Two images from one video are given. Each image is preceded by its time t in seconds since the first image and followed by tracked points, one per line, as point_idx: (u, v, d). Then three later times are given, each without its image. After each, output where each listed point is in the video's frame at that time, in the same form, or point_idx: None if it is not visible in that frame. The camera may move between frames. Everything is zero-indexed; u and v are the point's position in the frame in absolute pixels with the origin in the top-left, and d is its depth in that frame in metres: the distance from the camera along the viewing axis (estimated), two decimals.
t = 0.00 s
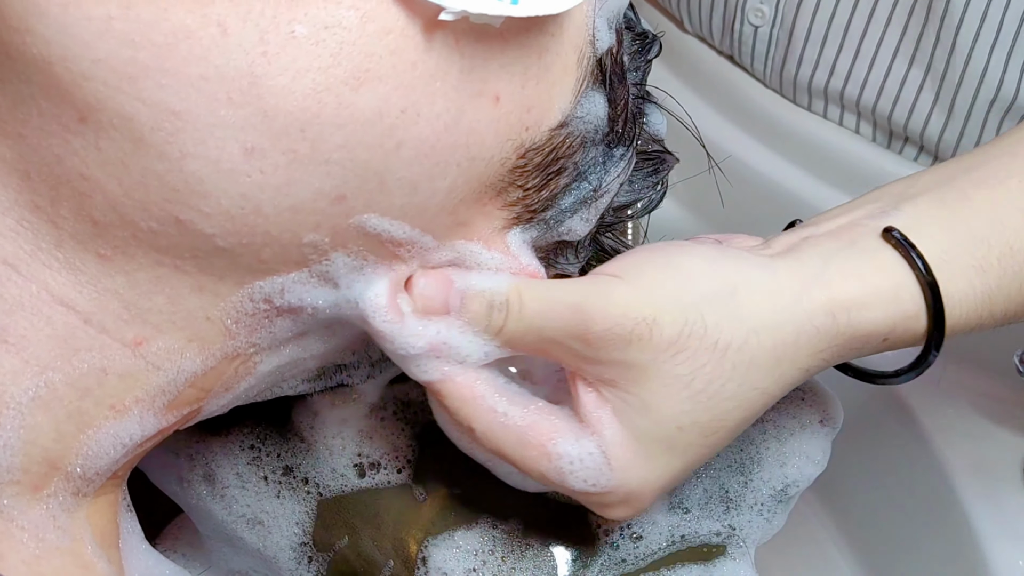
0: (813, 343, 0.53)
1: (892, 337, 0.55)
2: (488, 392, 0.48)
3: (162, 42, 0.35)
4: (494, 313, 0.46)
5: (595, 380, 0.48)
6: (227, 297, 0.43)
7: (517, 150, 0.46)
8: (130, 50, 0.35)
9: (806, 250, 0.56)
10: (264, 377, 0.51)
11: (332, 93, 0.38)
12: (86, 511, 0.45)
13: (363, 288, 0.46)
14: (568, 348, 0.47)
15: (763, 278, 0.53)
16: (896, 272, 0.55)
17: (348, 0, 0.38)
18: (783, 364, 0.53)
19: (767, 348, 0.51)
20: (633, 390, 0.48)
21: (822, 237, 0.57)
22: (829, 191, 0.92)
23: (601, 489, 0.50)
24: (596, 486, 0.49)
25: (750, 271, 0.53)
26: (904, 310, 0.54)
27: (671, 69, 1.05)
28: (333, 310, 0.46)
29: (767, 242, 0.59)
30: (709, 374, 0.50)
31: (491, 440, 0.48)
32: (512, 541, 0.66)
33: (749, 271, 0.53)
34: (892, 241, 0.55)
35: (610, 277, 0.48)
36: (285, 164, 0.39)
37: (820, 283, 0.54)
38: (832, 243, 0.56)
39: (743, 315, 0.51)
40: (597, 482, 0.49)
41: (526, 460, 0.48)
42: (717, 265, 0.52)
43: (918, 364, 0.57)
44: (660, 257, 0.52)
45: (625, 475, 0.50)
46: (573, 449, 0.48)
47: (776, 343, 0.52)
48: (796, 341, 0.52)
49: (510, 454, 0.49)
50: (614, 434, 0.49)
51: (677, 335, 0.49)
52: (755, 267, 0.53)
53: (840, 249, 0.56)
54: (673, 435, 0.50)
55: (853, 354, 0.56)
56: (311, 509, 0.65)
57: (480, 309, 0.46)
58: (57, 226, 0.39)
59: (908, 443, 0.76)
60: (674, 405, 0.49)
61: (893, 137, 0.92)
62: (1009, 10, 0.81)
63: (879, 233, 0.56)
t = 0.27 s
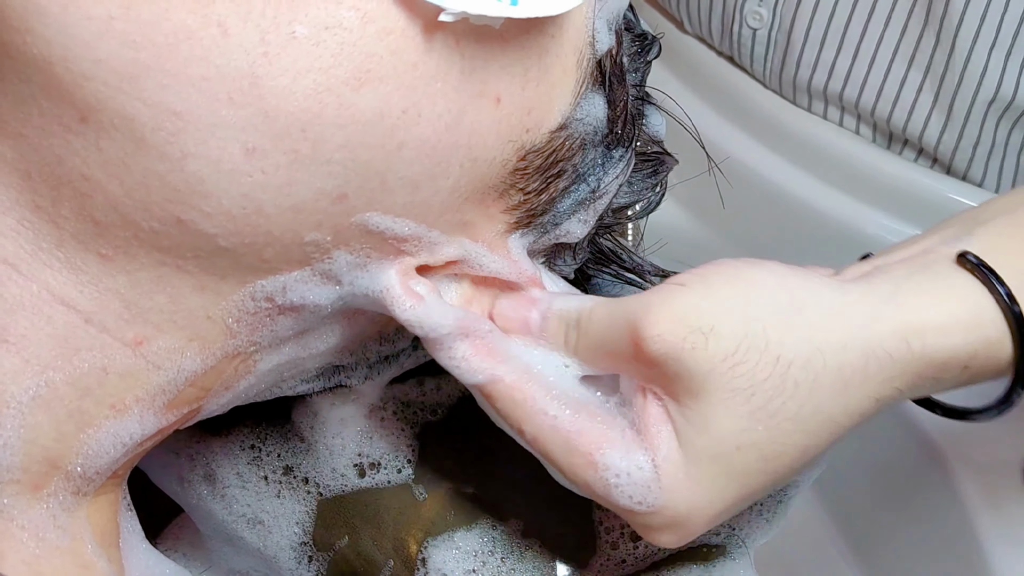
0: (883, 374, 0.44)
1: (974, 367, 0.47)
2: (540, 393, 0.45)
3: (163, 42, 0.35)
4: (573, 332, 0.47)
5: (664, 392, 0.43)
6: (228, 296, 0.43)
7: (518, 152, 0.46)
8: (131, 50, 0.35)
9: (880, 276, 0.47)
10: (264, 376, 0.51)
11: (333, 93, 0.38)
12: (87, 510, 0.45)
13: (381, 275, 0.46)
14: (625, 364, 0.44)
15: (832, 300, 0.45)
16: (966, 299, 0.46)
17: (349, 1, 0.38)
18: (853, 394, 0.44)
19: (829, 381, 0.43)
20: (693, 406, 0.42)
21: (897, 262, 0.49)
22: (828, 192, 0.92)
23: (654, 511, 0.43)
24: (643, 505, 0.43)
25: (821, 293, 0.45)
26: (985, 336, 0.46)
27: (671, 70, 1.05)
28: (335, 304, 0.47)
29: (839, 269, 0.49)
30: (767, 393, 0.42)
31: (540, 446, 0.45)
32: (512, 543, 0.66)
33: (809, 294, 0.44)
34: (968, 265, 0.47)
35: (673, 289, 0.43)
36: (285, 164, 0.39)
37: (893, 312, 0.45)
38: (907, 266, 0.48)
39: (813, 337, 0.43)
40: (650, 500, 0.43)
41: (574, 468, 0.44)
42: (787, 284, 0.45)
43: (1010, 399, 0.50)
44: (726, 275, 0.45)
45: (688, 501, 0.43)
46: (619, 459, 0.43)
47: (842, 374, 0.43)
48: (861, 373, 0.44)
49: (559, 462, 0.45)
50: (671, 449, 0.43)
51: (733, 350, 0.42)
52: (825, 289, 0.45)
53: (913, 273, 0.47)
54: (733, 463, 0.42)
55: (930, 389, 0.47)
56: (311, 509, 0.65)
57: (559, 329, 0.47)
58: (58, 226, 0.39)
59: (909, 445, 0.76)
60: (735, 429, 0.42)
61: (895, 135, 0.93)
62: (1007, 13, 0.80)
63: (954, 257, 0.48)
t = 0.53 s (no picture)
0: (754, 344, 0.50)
1: (858, 334, 0.51)
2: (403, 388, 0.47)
3: (159, 36, 0.36)
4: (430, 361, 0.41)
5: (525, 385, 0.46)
6: (224, 294, 0.43)
7: (513, 145, 0.46)
8: (126, 44, 0.35)
9: (765, 241, 0.52)
10: (262, 375, 0.51)
11: (328, 86, 0.38)
12: (85, 510, 0.45)
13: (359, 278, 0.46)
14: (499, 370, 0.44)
15: (719, 274, 0.49)
16: (862, 262, 0.50)
17: None
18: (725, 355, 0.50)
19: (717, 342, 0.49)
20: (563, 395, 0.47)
21: (785, 229, 0.53)
22: (821, 191, 0.92)
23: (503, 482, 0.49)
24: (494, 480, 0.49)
25: (709, 267, 0.49)
26: (867, 302, 0.50)
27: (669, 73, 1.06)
28: (327, 314, 0.46)
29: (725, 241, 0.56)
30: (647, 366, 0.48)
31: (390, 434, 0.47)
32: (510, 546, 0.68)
33: (709, 268, 0.50)
34: (858, 226, 0.51)
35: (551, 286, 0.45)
36: (280, 157, 0.39)
37: (790, 260, 0.50)
38: (795, 232, 0.52)
39: (682, 311, 0.48)
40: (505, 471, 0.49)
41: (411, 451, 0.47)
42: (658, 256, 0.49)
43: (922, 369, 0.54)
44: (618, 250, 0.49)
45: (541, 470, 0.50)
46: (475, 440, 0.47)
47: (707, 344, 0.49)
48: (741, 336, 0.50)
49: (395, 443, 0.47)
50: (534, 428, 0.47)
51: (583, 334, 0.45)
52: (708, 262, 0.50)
53: (799, 236, 0.52)
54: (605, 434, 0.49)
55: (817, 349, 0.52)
56: (309, 511, 0.66)
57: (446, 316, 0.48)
58: (55, 223, 0.39)
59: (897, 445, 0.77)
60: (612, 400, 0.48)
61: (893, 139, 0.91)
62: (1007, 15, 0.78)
63: (847, 219, 0.52)
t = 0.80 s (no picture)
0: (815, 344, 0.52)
1: (900, 336, 0.55)
2: (493, 390, 0.48)
3: (167, 42, 0.36)
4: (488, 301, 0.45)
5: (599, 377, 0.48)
6: (231, 296, 0.43)
7: (519, 149, 0.46)
8: (134, 50, 0.36)
9: (814, 249, 0.55)
10: (269, 376, 0.51)
11: (335, 93, 0.38)
12: (92, 510, 0.45)
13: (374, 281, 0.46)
14: (574, 347, 0.47)
15: (770, 278, 0.52)
16: (903, 274, 0.54)
17: (350, 1, 0.38)
18: (786, 359, 0.52)
19: (779, 343, 0.51)
20: (636, 386, 0.48)
21: (829, 236, 0.56)
22: (819, 192, 0.93)
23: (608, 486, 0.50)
24: (601, 484, 0.49)
25: (754, 269, 0.52)
26: (910, 309, 0.54)
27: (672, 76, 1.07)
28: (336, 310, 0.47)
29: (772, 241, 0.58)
30: (710, 373, 0.49)
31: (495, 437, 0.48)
32: (513, 549, 0.66)
33: (762, 274, 0.52)
34: (899, 240, 0.54)
35: (614, 278, 0.48)
36: (287, 162, 0.39)
37: (835, 275, 0.53)
38: (837, 240, 0.56)
39: (744, 314, 0.51)
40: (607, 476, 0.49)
41: (532, 457, 0.49)
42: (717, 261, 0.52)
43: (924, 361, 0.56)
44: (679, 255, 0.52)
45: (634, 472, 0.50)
46: (579, 442, 0.48)
47: (771, 347, 0.51)
48: (801, 344, 0.52)
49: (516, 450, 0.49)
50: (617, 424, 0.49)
51: (677, 336, 0.49)
52: (756, 262, 0.53)
53: (846, 247, 0.55)
54: (678, 433, 0.50)
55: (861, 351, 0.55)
56: (313, 512, 0.65)
57: (486, 303, 0.45)
58: (63, 226, 0.39)
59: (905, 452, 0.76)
60: (676, 400, 0.49)
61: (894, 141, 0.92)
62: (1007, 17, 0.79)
63: (886, 232, 0.56)
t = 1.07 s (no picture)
0: (871, 391, 0.46)
1: (960, 384, 0.49)
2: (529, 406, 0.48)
3: (168, 58, 0.36)
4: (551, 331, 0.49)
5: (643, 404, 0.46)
6: (231, 309, 0.44)
7: (518, 164, 0.47)
8: (136, 67, 0.36)
9: (870, 294, 0.50)
10: (268, 386, 0.52)
11: (335, 108, 0.39)
12: (90, 521, 0.45)
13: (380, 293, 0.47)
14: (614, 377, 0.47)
15: (822, 322, 0.47)
16: (960, 314, 0.48)
17: (351, 17, 0.38)
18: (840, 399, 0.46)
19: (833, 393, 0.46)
20: (681, 423, 0.45)
21: (890, 282, 0.51)
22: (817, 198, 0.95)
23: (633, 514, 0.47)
24: (630, 515, 0.47)
25: (809, 313, 0.47)
26: (973, 356, 0.48)
27: (670, 84, 1.07)
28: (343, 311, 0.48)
29: (828, 285, 0.53)
30: (754, 414, 0.45)
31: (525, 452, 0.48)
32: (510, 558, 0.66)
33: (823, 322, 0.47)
34: (958, 284, 0.49)
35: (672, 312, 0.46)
36: (288, 177, 0.40)
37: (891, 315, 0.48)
38: (898, 287, 0.50)
39: (801, 354, 0.45)
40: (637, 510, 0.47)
41: (564, 477, 0.48)
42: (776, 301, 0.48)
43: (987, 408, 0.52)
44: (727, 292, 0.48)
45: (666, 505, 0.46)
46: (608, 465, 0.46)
47: (830, 391, 0.46)
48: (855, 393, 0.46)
49: (549, 469, 0.48)
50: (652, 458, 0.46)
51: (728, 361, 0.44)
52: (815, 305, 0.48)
53: (902, 293, 0.50)
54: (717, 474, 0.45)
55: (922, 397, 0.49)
56: (311, 521, 0.65)
57: (545, 329, 0.50)
58: (64, 239, 0.40)
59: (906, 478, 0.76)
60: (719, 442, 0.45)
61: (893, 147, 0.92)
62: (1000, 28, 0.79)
63: (945, 276, 0.50)
